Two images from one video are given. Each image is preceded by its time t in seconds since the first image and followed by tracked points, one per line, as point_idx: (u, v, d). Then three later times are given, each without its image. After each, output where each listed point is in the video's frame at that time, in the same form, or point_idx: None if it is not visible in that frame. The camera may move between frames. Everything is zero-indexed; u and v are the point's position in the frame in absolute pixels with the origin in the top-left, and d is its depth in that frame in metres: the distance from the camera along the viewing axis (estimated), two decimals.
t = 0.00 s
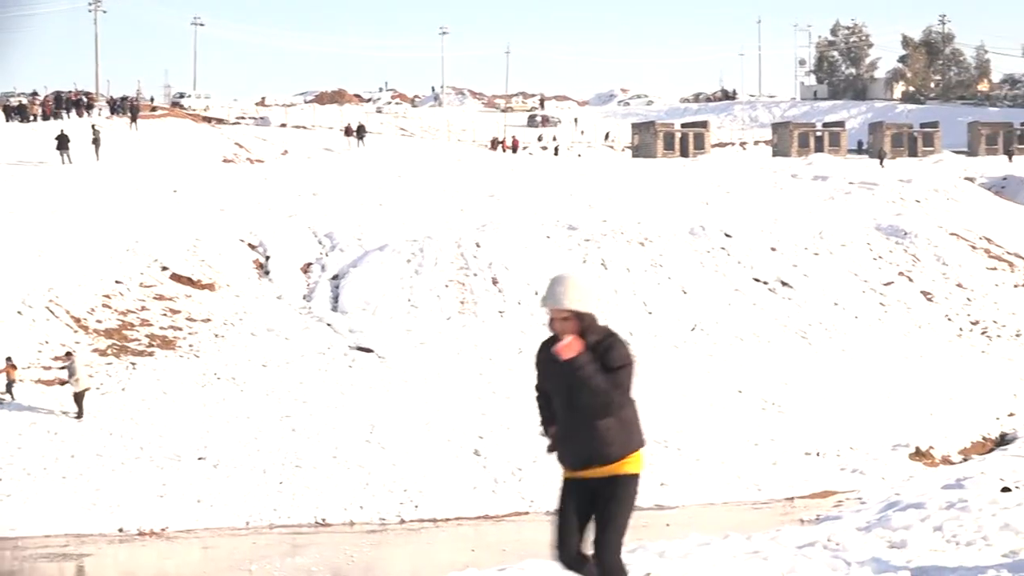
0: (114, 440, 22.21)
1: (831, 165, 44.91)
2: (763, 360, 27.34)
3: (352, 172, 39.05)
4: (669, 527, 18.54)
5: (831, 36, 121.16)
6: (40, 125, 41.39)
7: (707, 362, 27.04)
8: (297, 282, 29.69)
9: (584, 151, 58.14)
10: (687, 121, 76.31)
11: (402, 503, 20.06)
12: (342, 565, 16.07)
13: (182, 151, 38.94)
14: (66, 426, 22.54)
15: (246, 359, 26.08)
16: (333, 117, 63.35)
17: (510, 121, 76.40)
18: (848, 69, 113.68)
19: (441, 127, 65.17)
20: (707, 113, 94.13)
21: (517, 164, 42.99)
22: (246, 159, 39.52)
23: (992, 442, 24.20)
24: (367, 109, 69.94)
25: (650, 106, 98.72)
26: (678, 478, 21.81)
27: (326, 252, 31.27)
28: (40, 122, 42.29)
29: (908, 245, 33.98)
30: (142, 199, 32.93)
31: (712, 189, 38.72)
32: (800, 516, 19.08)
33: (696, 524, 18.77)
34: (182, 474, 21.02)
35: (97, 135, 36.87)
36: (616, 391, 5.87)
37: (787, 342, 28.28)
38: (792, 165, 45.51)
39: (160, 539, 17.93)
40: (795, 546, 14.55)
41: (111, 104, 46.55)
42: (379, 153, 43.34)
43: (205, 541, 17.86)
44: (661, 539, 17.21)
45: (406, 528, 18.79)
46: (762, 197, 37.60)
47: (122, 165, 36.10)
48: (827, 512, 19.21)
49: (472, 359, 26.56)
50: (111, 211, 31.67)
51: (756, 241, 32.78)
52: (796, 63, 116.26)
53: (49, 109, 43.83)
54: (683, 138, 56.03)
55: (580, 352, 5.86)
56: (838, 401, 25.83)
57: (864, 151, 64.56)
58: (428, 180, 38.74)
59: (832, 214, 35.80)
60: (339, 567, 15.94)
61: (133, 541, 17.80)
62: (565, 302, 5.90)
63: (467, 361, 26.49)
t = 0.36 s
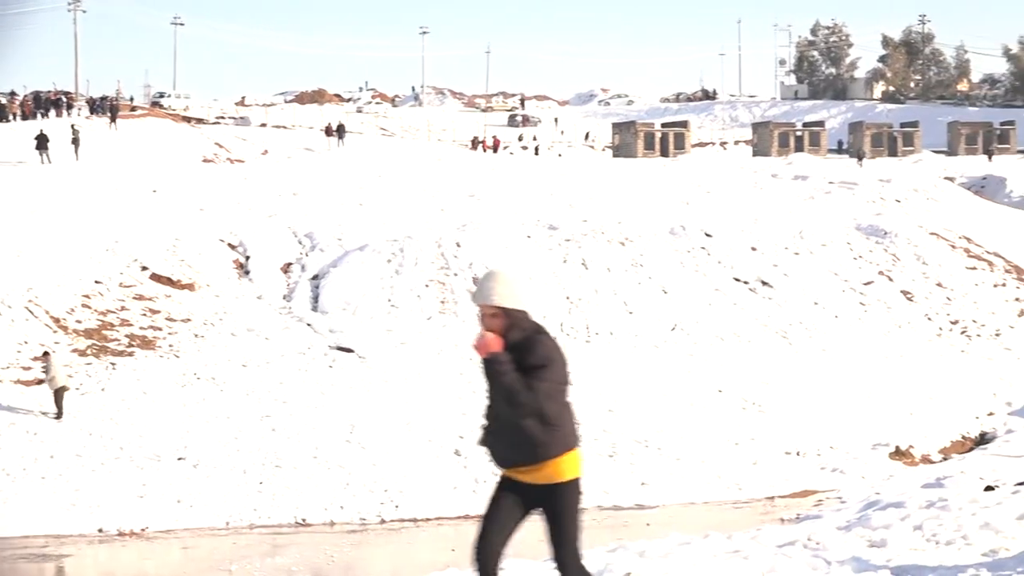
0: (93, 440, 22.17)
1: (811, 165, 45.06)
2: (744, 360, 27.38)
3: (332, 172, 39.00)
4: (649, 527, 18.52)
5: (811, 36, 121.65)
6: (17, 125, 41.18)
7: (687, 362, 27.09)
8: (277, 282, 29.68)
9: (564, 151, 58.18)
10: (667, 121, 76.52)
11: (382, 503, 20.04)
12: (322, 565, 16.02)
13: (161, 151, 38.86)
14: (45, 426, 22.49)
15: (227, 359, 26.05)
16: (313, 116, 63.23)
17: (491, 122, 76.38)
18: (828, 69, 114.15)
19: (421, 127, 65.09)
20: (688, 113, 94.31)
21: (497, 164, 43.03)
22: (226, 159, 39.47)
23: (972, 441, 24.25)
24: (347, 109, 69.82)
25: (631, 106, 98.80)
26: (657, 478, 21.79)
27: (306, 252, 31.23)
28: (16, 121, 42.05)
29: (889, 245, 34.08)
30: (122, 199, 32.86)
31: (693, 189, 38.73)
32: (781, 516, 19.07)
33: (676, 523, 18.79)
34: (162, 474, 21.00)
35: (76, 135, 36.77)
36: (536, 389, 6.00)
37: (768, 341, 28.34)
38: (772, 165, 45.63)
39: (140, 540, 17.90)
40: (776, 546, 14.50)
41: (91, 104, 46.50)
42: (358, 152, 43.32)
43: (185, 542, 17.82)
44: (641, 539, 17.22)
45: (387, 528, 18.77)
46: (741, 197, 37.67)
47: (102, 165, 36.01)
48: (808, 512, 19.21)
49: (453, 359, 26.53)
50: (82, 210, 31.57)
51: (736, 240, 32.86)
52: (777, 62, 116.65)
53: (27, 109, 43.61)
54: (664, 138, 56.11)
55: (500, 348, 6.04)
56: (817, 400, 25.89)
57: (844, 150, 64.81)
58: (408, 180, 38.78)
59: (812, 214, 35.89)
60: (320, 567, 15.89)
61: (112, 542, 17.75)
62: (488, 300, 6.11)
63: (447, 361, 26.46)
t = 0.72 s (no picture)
0: (73, 440, 22.10)
1: (792, 164, 45.30)
2: (725, 360, 27.41)
3: (313, 172, 38.96)
4: (631, 526, 18.49)
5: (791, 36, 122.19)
6: None
7: (667, 362, 27.12)
8: (258, 282, 29.66)
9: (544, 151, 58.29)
10: (648, 121, 76.76)
11: (364, 503, 19.99)
12: (303, 564, 15.96)
13: (141, 151, 38.80)
14: (25, 426, 22.42)
15: (207, 359, 26.01)
16: (293, 116, 63.20)
17: (472, 122, 76.38)
18: (809, 69, 114.68)
19: (402, 127, 65.07)
20: (669, 113, 94.56)
21: (477, 164, 43.08)
22: (206, 159, 39.46)
23: (953, 440, 24.28)
24: (329, 108, 69.77)
25: (611, 106, 98.96)
26: (638, 477, 21.72)
27: (287, 252, 31.20)
28: None
29: (869, 245, 34.19)
30: (102, 199, 32.81)
31: (674, 189, 38.75)
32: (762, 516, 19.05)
33: (657, 522, 18.79)
34: (142, 474, 20.96)
35: (57, 135, 36.70)
36: (458, 404, 5.42)
37: (749, 341, 28.40)
38: (753, 165, 45.77)
39: (120, 540, 17.86)
40: (757, 545, 14.47)
41: (71, 104, 46.42)
42: (338, 152, 43.33)
43: (166, 542, 17.77)
44: (622, 539, 17.21)
45: (369, 528, 18.72)
46: (721, 196, 37.77)
47: (82, 165, 35.94)
48: (789, 511, 19.20)
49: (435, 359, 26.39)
50: (63, 210, 31.49)
51: (717, 240, 32.92)
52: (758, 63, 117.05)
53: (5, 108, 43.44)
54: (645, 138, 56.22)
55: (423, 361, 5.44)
56: (798, 399, 25.90)
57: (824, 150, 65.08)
58: (389, 179, 38.83)
59: (793, 214, 35.95)
60: (301, 567, 15.83)
61: (93, 542, 17.69)
62: (413, 305, 5.51)
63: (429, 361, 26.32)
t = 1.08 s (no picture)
0: (57, 441, 22.01)
1: (776, 164, 45.43)
2: (708, 360, 27.45)
3: (297, 172, 38.94)
4: (615, 526, 18.50)
5: (775, 37, 122.54)
6: None
7: (651, 361, 27.14)
8: (242, 282, 29.65)
9: (528, 151, 58.37)
10: (632, 121, 76.86)
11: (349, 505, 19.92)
12: (287, 565, 15.89)
13: (125, 150, 38.74)
14: (8, 427, 22.31)
15: (191, 359, 25.97)
16: (277, 115, 63.17)
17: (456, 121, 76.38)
18: (793, 69, 115.02)
19: (387, 127, 65.02)
20: (653, 113, 94.71)
21: (461, 163, 43.10)
22: (191, 158, 39.50)
23: (937, 440, 24.27)
24: (313, 108, 69.72)
25: (596, 106, 99.09)
26: (623, 477, 21.69)
27: (271, 252, 31.19)
28: None
29: (853, 245, 34.23)
30: (86, 199, 32.78)
31: (658, 189, 38.77)
32: (746, 516, 19.04)
33: (641, 522, 18.82)
34: (126, 474, 20.93)
35: (40, 134, 36.60)
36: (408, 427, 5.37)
37: (733, 340, 28.46)
38: (738, 164, 45.85)
39: (104, 540, 17.84)
40: (741, 545, 14.47)
41: (53, 104, 46.30)
42: (322, 152, 43.30)
43: (150, 543, 17.74)
44: (607, 539, 17.23)
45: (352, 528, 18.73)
46: (706, 196, 37.84)
47: (65, 164, 35.86)
48: (773, 511, 19.21)
49: (420, 359, 26.29)
50: (47, 210, 31.40)
51: (701, 240, 32.97)
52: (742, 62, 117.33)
53: None
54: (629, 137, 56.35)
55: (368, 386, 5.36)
56: (781, 398, 25.92)
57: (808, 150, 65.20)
58: (373, 179, 38.85)
59: (777, 214, 36.01)
60: (285, 566, 15.77)
61: (77, 542, 17.66)
62: (345, 334, 5.39)
63: (414, 360, 26.20)
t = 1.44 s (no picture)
0: (33, 441, 21.85)
1: (753, 164, 45.54)
2: (686, 359, 27.51)
3: (274, 172, 38.90)
4: (592, 526, 18.51)
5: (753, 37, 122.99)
6: None
7: (629, 361, 27.17)
8: (219, 282, 29.62)
9: (506, 151, 58.38)
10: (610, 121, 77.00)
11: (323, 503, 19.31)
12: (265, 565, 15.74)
13: (101, 150, 38.59)
14: None
15: (168, 359, 25.92)
16: (254, 115, 63.05)
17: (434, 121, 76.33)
18: (771, 69, 115.44)
19: (364, 126, 64.93)
20: (631, 113, 94.83)
21: (439, 164, 43.10)
22: (168, 158, 39.51)
23: (913, 440, 24.27)
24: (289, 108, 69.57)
25: (574, 106, 99.13)
26: (600, 476, 21.66)
27: (248, 252, 31.18)
28: None
29: (830, 244, 34.31)
30: (63, 199, 32.69)
31: (635, 189, 38.79)
32: (723, 516, 19.04)
33: (619, 521, 18.82)
34: (102, 474, 20.86)
35: (16, 134, 36.39)
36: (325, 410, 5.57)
37: (710, 340, 28.54)
38: (715, 164, 45.95)
39: (80, 541, 17.80)
40: (717, 544, 14.46)
41: (30, 104, 46.12)
42: (299, 152, 43.25)
43: (126, 543, 17.67)
44: (585, 539, 17.25)
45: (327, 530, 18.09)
46: (684, 196, 37.93)
47: (41, 164, 35.66)
48: (750, 510, 19.25)
49: (397, 358, 26.27)
50: (23, 210, 31.23)
51: (679, 240, 33.06)
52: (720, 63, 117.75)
53: None
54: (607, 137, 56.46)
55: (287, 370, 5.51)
56: (757, 396, 25.97)
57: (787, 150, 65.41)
58: (351, 178, 38.84)
59: (755, 214, 36.11)
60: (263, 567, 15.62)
61: (53, 543, 17.60)
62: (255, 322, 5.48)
63: (391, 360, 26.18)
